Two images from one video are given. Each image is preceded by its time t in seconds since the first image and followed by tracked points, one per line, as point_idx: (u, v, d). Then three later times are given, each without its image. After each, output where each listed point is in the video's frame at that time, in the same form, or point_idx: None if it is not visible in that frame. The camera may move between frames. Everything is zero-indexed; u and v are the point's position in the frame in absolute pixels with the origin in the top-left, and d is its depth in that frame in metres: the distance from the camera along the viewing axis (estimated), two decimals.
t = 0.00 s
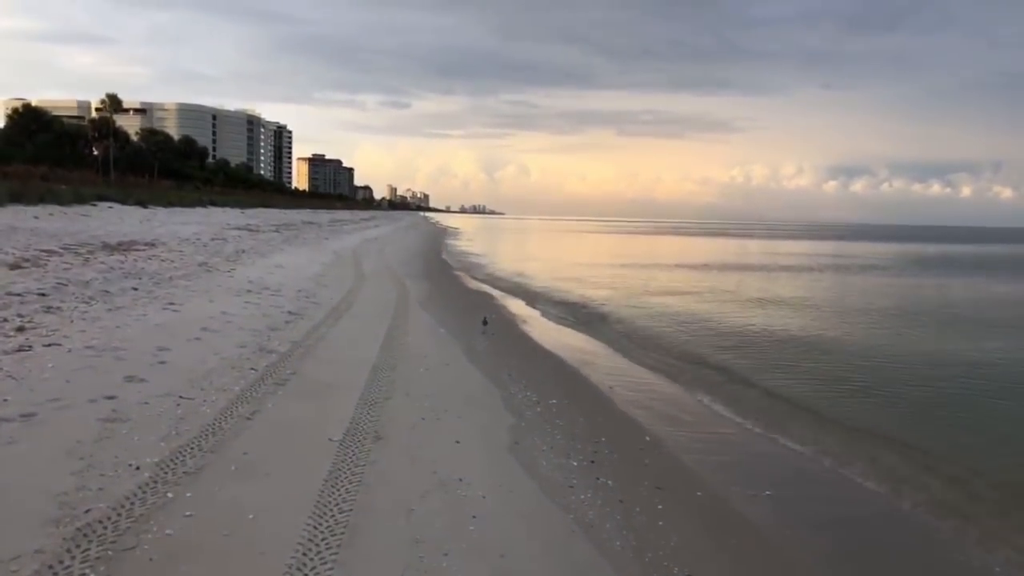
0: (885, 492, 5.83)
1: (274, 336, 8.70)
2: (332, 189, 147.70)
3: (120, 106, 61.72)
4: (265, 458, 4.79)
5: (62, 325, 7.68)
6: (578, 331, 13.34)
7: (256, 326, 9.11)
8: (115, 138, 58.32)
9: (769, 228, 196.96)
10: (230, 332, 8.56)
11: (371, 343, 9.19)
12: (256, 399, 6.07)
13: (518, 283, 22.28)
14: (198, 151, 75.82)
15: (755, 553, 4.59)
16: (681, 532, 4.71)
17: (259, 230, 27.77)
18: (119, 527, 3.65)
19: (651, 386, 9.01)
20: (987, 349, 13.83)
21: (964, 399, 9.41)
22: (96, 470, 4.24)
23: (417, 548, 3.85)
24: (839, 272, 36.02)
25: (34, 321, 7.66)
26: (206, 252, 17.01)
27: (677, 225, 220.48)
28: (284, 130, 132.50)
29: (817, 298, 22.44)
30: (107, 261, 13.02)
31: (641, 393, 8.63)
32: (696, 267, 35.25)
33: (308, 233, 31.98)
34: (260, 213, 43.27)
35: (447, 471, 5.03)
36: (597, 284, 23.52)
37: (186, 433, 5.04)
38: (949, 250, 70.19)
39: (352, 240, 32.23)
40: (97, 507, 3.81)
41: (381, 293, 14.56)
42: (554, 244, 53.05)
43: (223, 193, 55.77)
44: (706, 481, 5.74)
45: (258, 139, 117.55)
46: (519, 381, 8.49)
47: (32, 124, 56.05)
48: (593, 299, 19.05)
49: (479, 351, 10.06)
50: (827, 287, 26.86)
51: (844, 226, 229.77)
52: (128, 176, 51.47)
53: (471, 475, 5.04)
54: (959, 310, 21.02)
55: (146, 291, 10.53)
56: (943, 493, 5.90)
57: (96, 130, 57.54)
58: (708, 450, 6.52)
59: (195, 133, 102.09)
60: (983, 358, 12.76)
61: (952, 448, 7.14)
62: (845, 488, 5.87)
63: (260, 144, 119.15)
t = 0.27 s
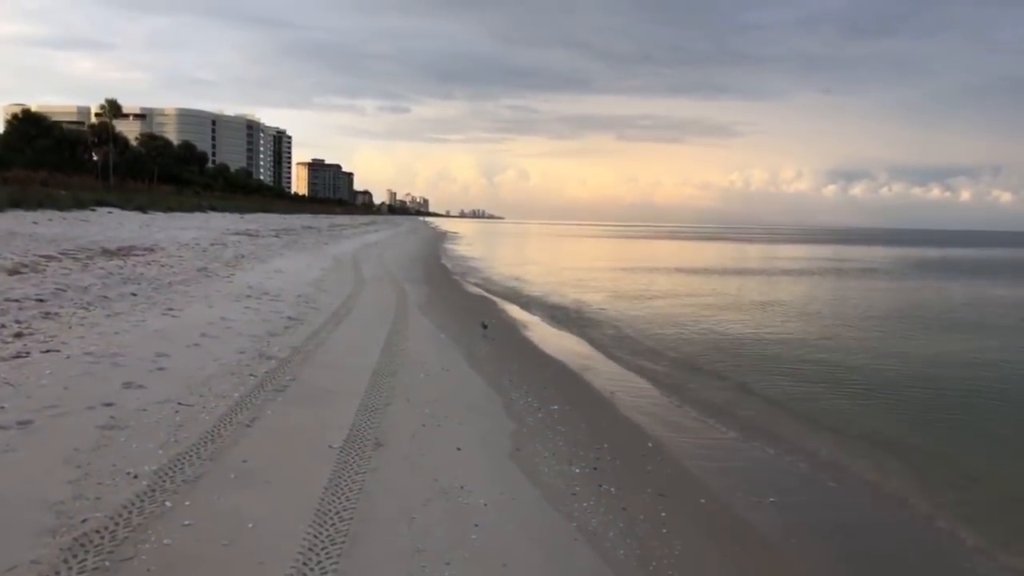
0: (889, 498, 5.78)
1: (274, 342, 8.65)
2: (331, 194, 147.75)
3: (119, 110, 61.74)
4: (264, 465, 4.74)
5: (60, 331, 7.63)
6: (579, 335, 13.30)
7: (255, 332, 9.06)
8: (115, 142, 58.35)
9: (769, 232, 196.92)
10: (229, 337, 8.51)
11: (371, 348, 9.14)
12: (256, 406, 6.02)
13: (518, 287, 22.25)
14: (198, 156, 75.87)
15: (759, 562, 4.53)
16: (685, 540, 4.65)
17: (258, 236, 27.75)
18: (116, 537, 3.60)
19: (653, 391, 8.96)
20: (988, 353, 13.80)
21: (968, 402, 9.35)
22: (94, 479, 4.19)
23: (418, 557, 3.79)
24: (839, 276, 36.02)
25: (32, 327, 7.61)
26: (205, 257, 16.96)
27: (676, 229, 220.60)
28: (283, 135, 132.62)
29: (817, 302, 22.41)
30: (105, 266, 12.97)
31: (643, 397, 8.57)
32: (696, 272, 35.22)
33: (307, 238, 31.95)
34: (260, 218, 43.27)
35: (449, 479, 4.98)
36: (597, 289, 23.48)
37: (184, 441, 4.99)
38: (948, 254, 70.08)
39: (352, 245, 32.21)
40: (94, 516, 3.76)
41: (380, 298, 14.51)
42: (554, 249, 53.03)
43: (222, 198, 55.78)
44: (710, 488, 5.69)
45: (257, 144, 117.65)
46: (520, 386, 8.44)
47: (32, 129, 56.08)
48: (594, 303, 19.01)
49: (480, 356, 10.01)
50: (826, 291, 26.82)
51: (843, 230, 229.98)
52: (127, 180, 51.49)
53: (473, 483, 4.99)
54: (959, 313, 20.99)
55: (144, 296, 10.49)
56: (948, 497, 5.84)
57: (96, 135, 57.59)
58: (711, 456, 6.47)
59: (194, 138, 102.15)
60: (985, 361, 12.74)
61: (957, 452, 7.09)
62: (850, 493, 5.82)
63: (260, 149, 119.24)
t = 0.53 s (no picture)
0: (894, 498, 5.75)
1: (275, 343, 8.64)
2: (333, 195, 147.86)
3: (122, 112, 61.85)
4: (266, 468, 4.72)
5: (62, 332, 7.62)
6: (581, 336, 13.28)
7: (257, 333, 9.05)
8: (117, 144, 58.43)
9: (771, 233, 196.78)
10: (231, 339, 8.50)
11: (373, 350, 9.13)
12: (258, 408, 6.00)
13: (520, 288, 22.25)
14: (200, 157, 75.96)
15: (764, 564, 4.51)
16: (689, 543, 4.63)
17: (260, 237, 27.78)
18: (117, 540, 3.58)
19: (656, 392, 8.94)
20: (991, 353, 13.77)
21: (972, 403, 9.32)
22: (95, 482, 4.17)
23: (421, 560, 3.77)
24: (841, 277, 35.99)
25: (34, 329, 7.61)
26: (207, 258, 16.96)
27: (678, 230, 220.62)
28: (285, 136, 132.78)
29: (820, 303, 22.37)
30: (107, 267, 12.97)
31: (646, 398, 8.55)
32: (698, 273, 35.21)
33: (309, 239, 31.99)
34: (262, 219, 43.33)
35: (451, 481, 4.96)
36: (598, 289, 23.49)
37: (186, 443, 4.97)
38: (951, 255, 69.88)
39: (354, 245, 32.24)
40: (95, 519, 3.75)
41: (382, 299, 14.51)
42: (555, 250, 53.04)
43: (224, 199, 55.85)
44: (714, 490, 5.66)
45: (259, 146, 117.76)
46: (522, 387, 8.42)
47: (34, 130, 56.17)
48: (595, 304, 19.01)
49: (482, 357, 9.99)
50: (828, 292, 26.80)
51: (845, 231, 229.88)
52: (130, 182, 51.58)
53: (476, 485, 4.97)
54: (961, 314, 20.97)
55: (146, 298, 10.48)
56: (953, 498, 5.82)
57: (98, 136, 57.68)
58: (714, 457, 6.46)
59: (196, 139, 102.28)
60: (988, 362, 12.72)
61: (961, 453, 7.06)
62: (855, 494, 5.79)
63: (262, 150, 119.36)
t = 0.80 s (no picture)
0: (894, 498, 5.75)
1: (276, 344, 8.63)
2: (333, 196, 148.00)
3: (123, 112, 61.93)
4: (267, 469, 4.72)
5: (62, 333, 7.63)
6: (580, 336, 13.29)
7: (257, 334, 9.05)
8: (117, 145, 58.49)
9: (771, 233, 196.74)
10: (231, 340, 8.50)
11: (373, 351, 9.14)
12: (258, 409, 6.00)
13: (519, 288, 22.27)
14: (201, 158, 76.04)
15: (765, 565, 4.51)
16: (688, 543, 4.64)
17: (261, 238, 27.79)
18: (116, 542, 3.58)
19: (655, 392, 8.94)
20: (992, 353, 13.76)
21: (970, 403, 9.34)
22: (95, 483, 4.17)
23: (421, 562, 3.77)
24: (841, 277, 35.98)
25: (34, 330, 7.60)
26: (208, 259, 16.97)
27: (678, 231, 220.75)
28: (286, 137, 132.94)
29: (820, 303, 22.37)
30: (108, 268, 12.97)
31: (647, 398, 8.55)
32: (698, 273, 35.21)
33: (309, 240, 32.01)
34: (262, 220, 43.38)
35: (451, 482, 4.96)
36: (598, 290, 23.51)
37: (186, 444, 4.97)
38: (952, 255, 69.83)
39: (354, 246, 32.25)
40: (95, 520, 3.75)
41: (382, 300, 14.52)
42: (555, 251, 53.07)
43: (225, 201, 55.91)
44: (714, 490, 5.66)
45: (260, 146, 117.84)
46: (522, 388, 8.43)
47: (34, 132, 56.24)
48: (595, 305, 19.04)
49: (483, 358, 9.99)
50: (827, 292, 26.85)
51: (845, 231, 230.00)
52: (131, 183, 51.65)
53: (476, 486, 4.97)
54: (962, 314, 20.96)
55: (147, 299, 10.49)
56: (954, 498, 5.82)
57: (99, 137, 57.74)
58: (714, 458, 6.46)
59: (197, 140, 102.37)
60: (988, 361, 12.71)
61: (960, 452, 7.07)
62: (855, 494, 5.80)
63: (262, 151, 119.53)
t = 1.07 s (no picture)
0: (896, 500, 5.75)
1: (276, 347, 8.65)
2: (334, 198, 148.16)
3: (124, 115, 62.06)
4: (267, 471, 4.72)
5: (64, 335, 7.64)
6: (581, 338, 13.32)
7: (258, 336, 9.06)
8: (119, 148, 58.58)
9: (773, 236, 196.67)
10: (232, 342, 8.52)
11: (374, 353, 9.14)
12: (259, 411, 6.00)
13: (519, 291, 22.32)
14: (202, 160, 76.17)
15: (767, 568, 4.51)
16: (689, 545, 4.64)
17: (262, 240, 27.84)
18: (118, 545, 3.58)
19: (656, 394, 8.95)
20: (994, 356, 13.73)
21: (970, 405, 9.36)
22: (96, 485, 4.17)
23: (421, 564, 3.77)
24: (842, 279, 35.95)
25: (35, 332, 7.61)
26: (209, 262, 16.98)
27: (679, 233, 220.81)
28: (287, 139, 133.14)
29: (821, 306, 22.34)
30: (109, 270, 13.00)
31: (648, 401, 8.54)
32: (699, 275, 35.19)
33: (310, 242, 32.08)
34: (263, 222, 43.45)
35: (452, 484, 4.96)
36: (599, 292, 23.55)
37: (187, 446, 4.98)
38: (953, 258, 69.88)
39: (354, 249, 32.29)
40: (96, 523, 3.75)
41: (383, 302, 14.54)
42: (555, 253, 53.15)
43: (226, 203, 56.01)
44: (716, 493, 5.65)
45: (261, 149, 117.99)
46: (522, 390, 8.44)
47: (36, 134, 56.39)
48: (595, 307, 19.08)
49: (484, 361, 9.98)
50: (827, 294, 26.90)
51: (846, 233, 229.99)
52: (132, 185, 51.76)
53: (477, 488, 4.97)
54: (964, 317, 20.93)
55: (148, 301, 10.51)
56: (955, 500, 5.81)
57: (100, 140, 57.88)
58: (715, 460, 6.46)
59: (198, 142, 102.53)
60: (988, 364, 12.74)
61: (960, 454, 7.08)
62: (856, 495, 5.80)
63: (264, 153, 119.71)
